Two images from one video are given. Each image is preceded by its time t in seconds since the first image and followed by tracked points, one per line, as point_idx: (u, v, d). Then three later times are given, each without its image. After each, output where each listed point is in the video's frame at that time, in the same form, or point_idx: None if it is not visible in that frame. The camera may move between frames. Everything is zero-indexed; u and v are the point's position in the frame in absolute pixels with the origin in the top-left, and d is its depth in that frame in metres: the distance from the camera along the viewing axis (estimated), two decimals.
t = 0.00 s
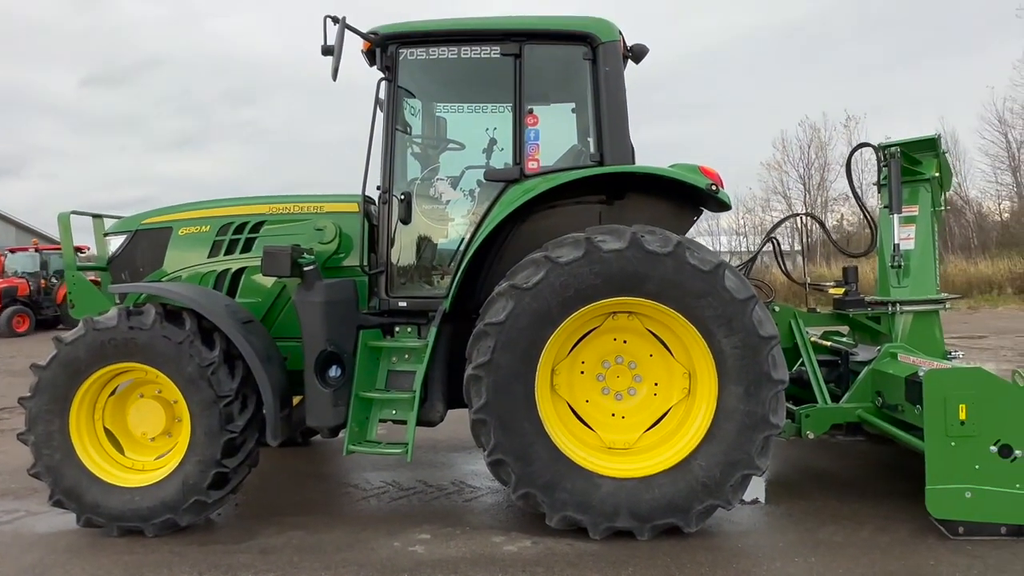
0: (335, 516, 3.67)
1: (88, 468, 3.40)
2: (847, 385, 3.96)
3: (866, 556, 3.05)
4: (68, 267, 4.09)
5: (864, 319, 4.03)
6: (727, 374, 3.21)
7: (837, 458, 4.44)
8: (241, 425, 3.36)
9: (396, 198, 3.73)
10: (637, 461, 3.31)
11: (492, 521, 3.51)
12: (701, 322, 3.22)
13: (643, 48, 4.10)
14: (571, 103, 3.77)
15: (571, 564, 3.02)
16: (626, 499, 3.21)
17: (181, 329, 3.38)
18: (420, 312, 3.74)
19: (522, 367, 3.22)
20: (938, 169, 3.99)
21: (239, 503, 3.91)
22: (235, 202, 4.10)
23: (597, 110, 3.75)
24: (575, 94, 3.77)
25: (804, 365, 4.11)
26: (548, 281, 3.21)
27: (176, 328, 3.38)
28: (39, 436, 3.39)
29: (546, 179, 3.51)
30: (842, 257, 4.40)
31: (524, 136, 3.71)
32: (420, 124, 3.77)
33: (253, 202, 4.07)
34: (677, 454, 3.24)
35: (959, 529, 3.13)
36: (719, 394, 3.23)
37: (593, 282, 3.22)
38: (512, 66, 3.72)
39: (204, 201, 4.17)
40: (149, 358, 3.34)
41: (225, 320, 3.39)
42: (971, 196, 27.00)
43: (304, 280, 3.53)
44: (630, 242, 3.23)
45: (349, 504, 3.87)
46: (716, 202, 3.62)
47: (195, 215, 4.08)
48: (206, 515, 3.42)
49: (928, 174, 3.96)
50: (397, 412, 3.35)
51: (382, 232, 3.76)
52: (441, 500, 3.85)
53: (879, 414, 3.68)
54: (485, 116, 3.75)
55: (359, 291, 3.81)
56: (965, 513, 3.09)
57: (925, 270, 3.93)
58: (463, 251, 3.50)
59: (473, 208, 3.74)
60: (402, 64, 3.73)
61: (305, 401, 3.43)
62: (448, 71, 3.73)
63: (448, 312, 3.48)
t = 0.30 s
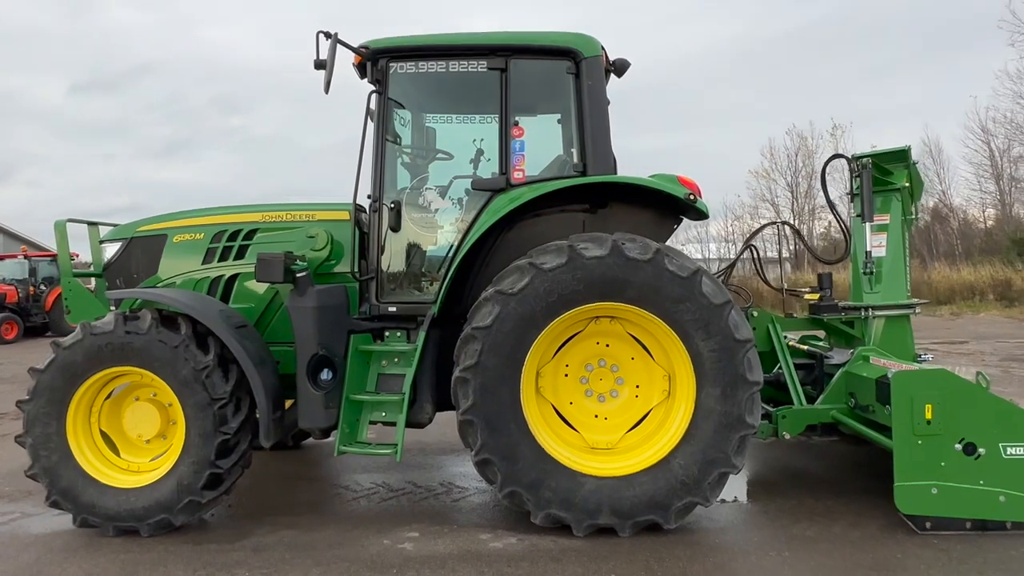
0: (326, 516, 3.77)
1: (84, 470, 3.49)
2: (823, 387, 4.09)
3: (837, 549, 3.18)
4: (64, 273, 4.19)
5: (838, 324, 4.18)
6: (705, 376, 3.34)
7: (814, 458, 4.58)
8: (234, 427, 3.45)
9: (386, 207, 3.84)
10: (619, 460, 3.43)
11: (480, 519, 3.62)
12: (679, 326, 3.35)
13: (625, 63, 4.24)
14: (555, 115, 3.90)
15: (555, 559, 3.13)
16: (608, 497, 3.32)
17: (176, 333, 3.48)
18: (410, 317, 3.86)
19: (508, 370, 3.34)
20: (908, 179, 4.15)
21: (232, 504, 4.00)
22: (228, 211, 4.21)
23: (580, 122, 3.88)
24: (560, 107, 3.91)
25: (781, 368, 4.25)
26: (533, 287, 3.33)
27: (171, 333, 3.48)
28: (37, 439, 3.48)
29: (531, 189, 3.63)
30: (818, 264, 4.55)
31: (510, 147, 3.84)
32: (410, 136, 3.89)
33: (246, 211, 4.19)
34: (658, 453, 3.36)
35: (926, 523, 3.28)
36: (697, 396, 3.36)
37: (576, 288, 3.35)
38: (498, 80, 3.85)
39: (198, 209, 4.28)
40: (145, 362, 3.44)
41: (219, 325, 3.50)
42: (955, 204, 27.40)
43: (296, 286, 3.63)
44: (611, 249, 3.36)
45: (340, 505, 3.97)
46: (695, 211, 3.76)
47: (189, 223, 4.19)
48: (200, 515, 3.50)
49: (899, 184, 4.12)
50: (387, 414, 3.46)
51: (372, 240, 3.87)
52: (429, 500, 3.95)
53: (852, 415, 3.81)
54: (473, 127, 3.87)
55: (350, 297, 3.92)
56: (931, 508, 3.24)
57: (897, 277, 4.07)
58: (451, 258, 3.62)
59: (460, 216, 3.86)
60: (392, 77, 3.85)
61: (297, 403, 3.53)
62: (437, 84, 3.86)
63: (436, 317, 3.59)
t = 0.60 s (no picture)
0: (319, 519, 3.86)
1: (82, 475, 3.56)
2: (800, 392, 4.23)
3: (812, 548, 3.31)
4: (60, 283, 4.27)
5: (815, 331, 4.33)
6: (685, 381, 3.47)
7: (794, 461, 4.72)
8: (230, 432, 3.54)
9: (378, 218, 3.96)
10: (604, 463, 3.55)
11: (469, 522, 3.73)
12: (661, 334, 3.48)
13: (609, 79, 4.39)
14: (542, 130, 4.03)
15: (541, 559, 3.24)
16: (593, 499, 3.44)
17: (173, 341, 3.57)
18: (401, 325, 3.96)
19: (497, 376, 3.45)
20: (881, 191, 4.32)
21: (226, 508, 4.08)
22: (223, 221, 4.31)
23: (566, 137, 4.02)
24: (546, 122, 4.04)
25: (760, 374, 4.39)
26: (520, 296, 3.45)
27: (168, 341, 3.57)
28: (35, 445, 3.55)
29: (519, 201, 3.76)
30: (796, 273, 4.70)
31: (498, 160, 3.96)
32: (401, 149, 4.01)
33: (240, 221, 4.28)
34: (641, 456, 3.49)
35: (897, 523, 3.44)
36: (678, 401, 3.49)
37: (562, 297, 3.47)
38: (487, 95, 3.98)
39: (193, 220, 4.37)
40: (142, 369, 3.52)
41: (215, 333, 3.59)
42: (937, 212, 27.83)
43: (290, 295, 3.74)
44: (596, 260, 3.49)
45: (333, 508, 4.06)
46: (676, 223, 3.90)
47: (185, 233, 4.28)
48: (195, 519, 3.58)
49: (872, 197, 4.28)
50: (378, 419, 3.56)
51: (364, 250, 3.98)
52: (420, 503, 4.06)
53: (829, 419, 3.95)
54: (462, 141, 4.00)
55: (342, 305, 4.03)
56: (902, 508, 3.38)
57: (870, 286, 4.23)
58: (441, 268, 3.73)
59: (450, 226, 3.98)
60: (384, 92, 3.98)
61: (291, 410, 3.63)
62: (427, 99, 3.98)
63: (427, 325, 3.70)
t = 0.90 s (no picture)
0: (310, 519, 3.92)
1: (74, 477, 3.60)
2: (781, 393, 4.35)
3: (792, 543, 3.42)
4: (51, 286, 4.33)
5: (794, 333, 4.45)
6: (669, 382, 3.57)
7: (775, 461, 4.84)
8: (222, 433, 3.60)
9: (368, 223, 4.03)
10: (590, 462, 3.63)
11: (458, 521, 3.80)
12: (645, 336, 3.58)
13: (595, 88, 4.49)
14: (529, 137, 4.13)
15: (529, 556, 3.33)
16: (579, 497, 3.53)
17: (165, 344, 3.62)
18: (391, 328, 4.03)
19: (485, 378, 3.53)
20: (858, 198, 4.45)
21: (217, 510, 4.13)
22: (214, 226, 4.36)
23: (552, 144, 4.11)
24: (533, 129, 4.13)
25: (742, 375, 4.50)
26: (508, 299, 3.54)
27: (161, 343, 3.62)
28: (27, 447, 3.58)
29: (506, 207, 3.85)
30: (777, 277, 4.83)
31: (486, 166, 4.05)
32: (391, 155, 4.08)
33: (231, 226, 4.34)
34: (626, 455, 3.57)
35: (872, 518, 3.56)
36: (662, 401, 3.58)
37: (549, 300, 3.56)
38: (475, 103, 4.07)
39: (184, 224, 4.42)
40: (135, 372, 3.57)
41: (207, 336, 3.64)
42: (917, 217, 28.28)
43: (282, 299, 3.80)
44: (582, 264, 3.59)
45: (323, 509, 4.12)
46: (659, 228, 4.00)
47: (176, 238, 4.33)
48: (187, 520, 3.63)
49: (849, 203, 4.42)
50: (369, 421, 3.63)
51: (355, 254, 4.05)
52: (409, 504, 4.13)
53: (808, 419, 4.07)
54: (451, 148, 4.08)
55: (333, 309, 4.09)
56: (878, 505, 3.50)
57: (848, 289, 4.36)
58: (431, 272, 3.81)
59: (439, 232, 4.06)
60: (374, 100, 4.05)
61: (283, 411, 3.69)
62: (416, 107, 4.07)
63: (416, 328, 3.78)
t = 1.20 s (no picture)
0: (309, 516, 4.00)
1: (76, 475, 3.66)
2: (766, 391, 4.49)
3: (777, 534, 3.55)
4: (51, 286, 4.38)
5: (779, 333, 4.60)
6: (659, 380, 3.69)
7: (760, 457, 4.98)
8: (224, 431, 3.67)
9: (366, 226, 4.12)
10: (583, 458, 3.74)
11: (454, 516, 3.90)
12: (636, 335, 3.70)
13: (586, 95, 4.62)
14: (523, 142, 4.24)
15: (525, 548, 3.43)
16: (573, 492, 3.64)
17: (168, 344, 3.69)
18: (388, 328, 4.13)
19: (482, 376, 3.64)
20: (840, 203, 4.61)
21: (216, 508, 4.19)
22: (213, 228, 4.44)
23: (546, 150, 4.23)
24: (527, 135, 4.25)
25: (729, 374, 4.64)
26: (504, 300, 3.65)
27: (163, 343, 3.69)
28: (30, 446, 3.64)
29: (502, 210, 3.96)
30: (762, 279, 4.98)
31: (482, 171, 4.16)
32: (388, 160, 4.18)
33: (230, 228, 4.42)
34: (618, 451, 3.69)
35: (854, 510, 3.69)
36: (653, 398, 3.70)
37: (543, 300, 3.67)
38: (471, 109, 4.18)
39: (183, 227, 4.49)
40: (138, 371, 3.64)
41: (209, 336, 3.72)
42: (897, 222, 28.74)
43: (282, 300, 3.90)
44: (575, 265, 3.70)
45: (321, 506, 4.21)
46: (650, 231, 4.13)
47: (175, 240, 4.40)
48: (189, 517, 3.70)
49: (831, 207, 4.58)
50: (368, 418, 3.71)
51: (353, 256, 4.14)
52: (406, 500, 4.22)
53: (792, 415, 4.21)
54: (448, 153, 4.19)
55: (331, 309, 4.18)
56: (860, 497, 3.64)
57: (830, 291, 4.52)
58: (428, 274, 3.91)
59: (436, 234, 4.16)
60: (372, 105, 4.15)
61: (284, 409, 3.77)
62: (413, 112, 4.17)
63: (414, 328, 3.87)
